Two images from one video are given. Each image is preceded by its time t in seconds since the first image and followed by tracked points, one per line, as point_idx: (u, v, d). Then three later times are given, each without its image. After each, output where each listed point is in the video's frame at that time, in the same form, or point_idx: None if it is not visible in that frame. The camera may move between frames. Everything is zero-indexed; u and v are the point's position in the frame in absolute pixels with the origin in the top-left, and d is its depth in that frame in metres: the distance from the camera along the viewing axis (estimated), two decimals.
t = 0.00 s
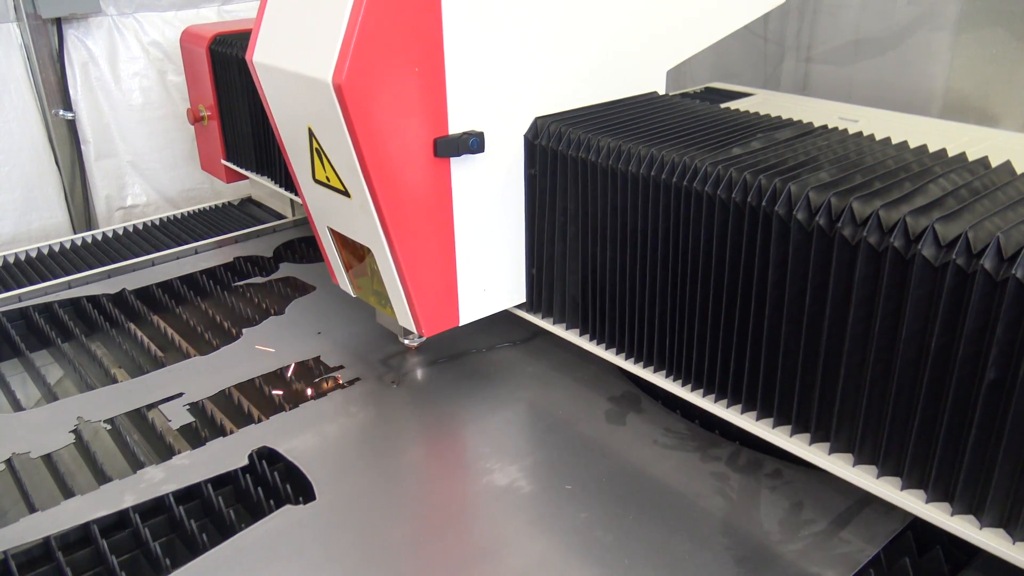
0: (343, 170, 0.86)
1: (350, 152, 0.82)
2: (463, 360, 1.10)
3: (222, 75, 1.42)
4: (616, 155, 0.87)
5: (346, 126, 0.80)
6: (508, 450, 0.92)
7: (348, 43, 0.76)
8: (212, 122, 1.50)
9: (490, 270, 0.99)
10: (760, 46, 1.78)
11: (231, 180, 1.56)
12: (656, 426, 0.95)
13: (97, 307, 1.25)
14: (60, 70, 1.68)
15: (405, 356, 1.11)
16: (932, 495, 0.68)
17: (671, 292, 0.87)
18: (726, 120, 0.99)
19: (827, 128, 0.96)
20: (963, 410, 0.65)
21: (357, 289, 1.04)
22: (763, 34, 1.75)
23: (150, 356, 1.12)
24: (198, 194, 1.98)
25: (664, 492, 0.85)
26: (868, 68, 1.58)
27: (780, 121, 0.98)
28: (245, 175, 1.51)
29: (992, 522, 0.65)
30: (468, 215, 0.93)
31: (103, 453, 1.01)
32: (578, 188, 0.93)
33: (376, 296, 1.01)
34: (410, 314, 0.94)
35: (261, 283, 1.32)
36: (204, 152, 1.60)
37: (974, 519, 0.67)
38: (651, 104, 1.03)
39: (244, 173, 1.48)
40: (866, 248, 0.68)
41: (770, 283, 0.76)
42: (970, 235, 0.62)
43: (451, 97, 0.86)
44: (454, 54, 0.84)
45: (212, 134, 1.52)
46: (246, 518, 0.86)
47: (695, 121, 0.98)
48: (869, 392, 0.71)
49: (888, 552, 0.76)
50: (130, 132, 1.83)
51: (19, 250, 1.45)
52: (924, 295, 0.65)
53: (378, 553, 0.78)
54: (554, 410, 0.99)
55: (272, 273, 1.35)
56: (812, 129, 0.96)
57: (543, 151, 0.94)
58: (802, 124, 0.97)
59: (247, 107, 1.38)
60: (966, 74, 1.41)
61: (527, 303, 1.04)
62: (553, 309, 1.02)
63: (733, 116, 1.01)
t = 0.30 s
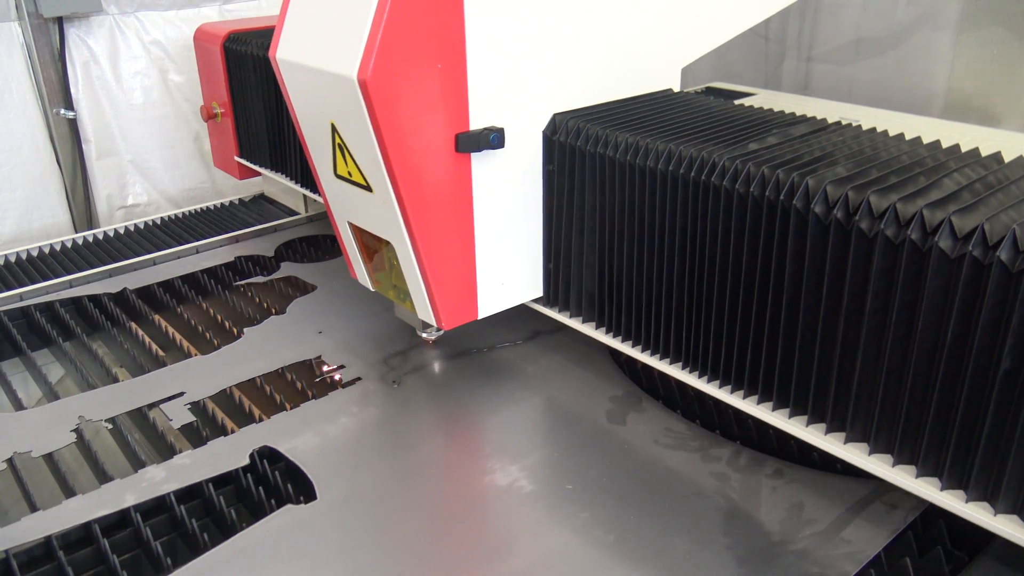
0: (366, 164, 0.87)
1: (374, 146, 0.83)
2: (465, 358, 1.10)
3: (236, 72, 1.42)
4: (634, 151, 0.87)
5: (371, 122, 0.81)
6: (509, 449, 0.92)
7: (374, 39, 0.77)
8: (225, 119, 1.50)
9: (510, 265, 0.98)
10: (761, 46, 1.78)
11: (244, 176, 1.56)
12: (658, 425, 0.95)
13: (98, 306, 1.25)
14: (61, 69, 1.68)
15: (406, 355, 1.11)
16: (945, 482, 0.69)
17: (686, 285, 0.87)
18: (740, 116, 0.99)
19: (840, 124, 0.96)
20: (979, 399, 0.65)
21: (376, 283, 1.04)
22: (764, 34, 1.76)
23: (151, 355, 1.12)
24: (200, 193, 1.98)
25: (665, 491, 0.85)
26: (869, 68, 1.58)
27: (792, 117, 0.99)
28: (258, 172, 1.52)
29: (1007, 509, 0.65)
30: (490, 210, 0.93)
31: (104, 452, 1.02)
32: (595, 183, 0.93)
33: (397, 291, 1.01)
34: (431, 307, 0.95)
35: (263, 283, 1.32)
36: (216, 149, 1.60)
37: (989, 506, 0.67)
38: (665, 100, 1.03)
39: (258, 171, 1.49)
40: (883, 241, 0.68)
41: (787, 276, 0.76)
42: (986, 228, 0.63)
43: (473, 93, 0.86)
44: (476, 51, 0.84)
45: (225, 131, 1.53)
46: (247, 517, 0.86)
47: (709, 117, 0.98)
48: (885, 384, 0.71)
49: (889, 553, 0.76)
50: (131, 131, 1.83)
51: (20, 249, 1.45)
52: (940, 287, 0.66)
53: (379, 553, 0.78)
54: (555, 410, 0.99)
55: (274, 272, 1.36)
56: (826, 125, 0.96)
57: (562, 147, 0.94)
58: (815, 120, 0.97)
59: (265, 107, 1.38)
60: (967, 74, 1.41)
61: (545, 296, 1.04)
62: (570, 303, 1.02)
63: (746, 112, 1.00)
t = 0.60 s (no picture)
0: (380, 161, 0.87)
1: (390, 144, 0.83)
2: (464, 359, 1.10)
3: (245, 73, 1.42)
4: (646, 147, 0.87)
5: (387, 120, 0.81)
6: (508, 450, 0.92)
7: (391, 39, 0.77)
8: (234, 119, 1.51)
9: (522, 261, 0.98)
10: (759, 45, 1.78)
11: (254, 176, 1.56)
12: (656, 425, 0.95)
13: (97, 309, 1.25)
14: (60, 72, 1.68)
15: (405, 356, 1.11)
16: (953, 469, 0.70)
17: (694, 280, 0.87)
18: (747, 112, 0.99)
19: (846, 120, 0.96)
20: (987, 386, 0.66)
21: (389, 279, 1.05)
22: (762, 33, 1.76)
23: (150, 357, 1.12)
24: (199, 195, 1.99)
25: (662, 490, 0.85)
26: (866, 67, 1.59)
27: (798, 113, 0.99)
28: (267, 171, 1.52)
29: (1015, 495, 0.66)
30: (502, 206, 0.93)
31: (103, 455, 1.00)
32: (607, 180, 0.93)
33: (410, 287, 1.02)
34: (444, 302, 0.94)
35: (262, 284, 1.32)
36: (225, 149, 1.60)
37: (997, 493, 0.68)
38: (674, 97, 1.03)
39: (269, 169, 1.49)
40: (892, 234, 0.68)
41: (796, 270, 0.77)
42: (993, 219, 0.63)
43: (487, 91, 0.86)
44: (490, 49, 0.84)
45: (234, 131, 1.53)
46: (246, 518, 0.86)
47: (717, 113, 0.98)
48: (893, 376, 0.72)
49: (886, 552, 0.76)
50: (130, 133, 1.83)
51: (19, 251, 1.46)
52: (948, 278, 0.66)
53: (378, 554, 0.78)
54: (553, 410, 0.99)
55: (273, 273, 1.36)
56: (833, 121, 0.96)
57: (573, 145, 0.94)
58: (822, 116, 0.98)
59: (270, 107, 1.39)
60: (965, 73, 1.42)
61: (555, 292, 1.04)
62: (581, 299, 1.02)
63: (753, 108, 1.01)
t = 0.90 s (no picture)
0: (365, 160, 0.87)
1: (373, 143, 0.83)
2: (459, 360, 1.11)
3: (240, 75, 1.43)
4: (634, 148, 0.87)
5: (370, 120, 0.82)
6: (502, 450, 0.93)
7: (373, 41, 0.78)
8: (229, 121, 1.51)
9: (505, 258, 0.99)
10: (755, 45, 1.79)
11: (249, 178, 1.56)
12: (651, 426, 0.96)
13: (93, 312, 1.25)
14: (55, 74, 1.68)
15: (400, 358, 1.11)
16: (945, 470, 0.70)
17: (687, 281, 0.87)
18: (738, 113, 0.99)
19: (837, 121, 0.96)
20: (977, 387, 0.66)
21: (376, 278, 1.05)
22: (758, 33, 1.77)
23: (145, 360, 1.12)
24: (195, 197, 1.99)
25: (655, 490, 0.86)
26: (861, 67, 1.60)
27: (790, 114, 0.99)
28: (262, 173, 1.52)
29: (1005, 495, 0.66)
30: (486, 205, 0.94)
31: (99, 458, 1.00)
32: (593, 180, 0.94)
33: (397, 284, 1.02)
34: (429, 299, 0.95)
35: (257, 286, 1.33)
36: (220, 150, 1.60)
37: (987, 493, 0.68)
38: (659, 97, 1.03)
39: (264, 171, 1.49)
40: (882, 235, 0.68)
41: (788, 271, 0.77)
42: (983, 220, 0.64)
43: (470, 90, 0.86)
44: (474, 50, 0.85)
45: (229, 133, 1.53)
46: (241, 520, 0.86)
47: (705, 113, 0.98)
48: (886, 375, 0.72)
49: (879, 552, 0.76)
50: (126, 135, 1.83)
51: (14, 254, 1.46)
52: (938, 279, 0.66)
53: (373, 556, 0.78)
54: (548, 411, 1.00)
55: (268, 275, 1.36)
56: (824, 121, 0.96)
57: (557, 144, 0.95)
58: (813, 117, 0.98)
59: (266, 110, 1.39)
60: (960, 73, 1.42)
61: (540, 288, 1.05)
62: (567, 296, 1.02)
63: (743, 109, 1.01)
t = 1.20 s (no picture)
0: (355, 159, 0.88)
1: (363, 143, 0.84)
2: (455, 361, 1.11)
3: (237, 76, 1.43)
4: (623, 150, 0.88)
5: (360, 120, 0.82)
6: (497, 452, 0.93)
7: (363, 41, 0.78)
8: (226, 122, 1.51)
9: (495, 257, 0.99)
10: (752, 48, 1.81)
11: (245, 179, 1.56)
12: (645, 428, 0.96)
13: (88, 312, 1.25)
14: (52, 75, 1.68)
15: (396, 360, 1.11)
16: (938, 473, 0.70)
17: (679, 282, 0.88)
18: (732, 116, 0.99)
19: (829, 124, 0.97)
20: (970, 390, 0.67)
21: (366, 276, 1.06)
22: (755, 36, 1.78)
23: (141, 361, 1.12)
24: (193, 198, 1.99)
25: (649, 492, 0.86)
26: (859, 70, 1.61)
27: (784, 117, 0.99)
28: (258, 174, 1.52)
29: (997, 498, 0.66)
30: (476, 205, 0.94)
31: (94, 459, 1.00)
32: (583, 180, 0.94)
33: (387, 283, 1.02)
34: (419, 297, 0.95)
35: (254, 287, 1.33)
36: (216, 151, 1.60)
37: (980, 496, 0.68)
38: (647, 99, 1.04)
39: (260, 172, 1.49)
40: (876, 239, 0.69)
41: (781, 273, 0.77)
42: (975, 224, 0.64)
43: (460, 91, 0.87)
44: (463, 51, 0.85)
45: (226, 134, 1.53)
46: (236, 521, 0.86)
47: (696, 115, 0.99)
48: (879, 377, 0.72)
49: (871, 555, 0.76)
50: (123, 136, 1.83)
51: (11, 254, 1.46)
52: (931, 282, 0.67)
53: (368, 557, 0.78)
54: (542, 412, 1.00)
55: (264, 277, 1.36)
56: (817, 124, 0.96)
57: (546, 145, 0.95)
58: (806, 120, 0.98)
59: (263, 111, 1.39)
60: (956, 76, 1.43)
61: (529, 288, 1.05)
62: (556, 296, 1.02)
63: (736, 111, 1.01)
